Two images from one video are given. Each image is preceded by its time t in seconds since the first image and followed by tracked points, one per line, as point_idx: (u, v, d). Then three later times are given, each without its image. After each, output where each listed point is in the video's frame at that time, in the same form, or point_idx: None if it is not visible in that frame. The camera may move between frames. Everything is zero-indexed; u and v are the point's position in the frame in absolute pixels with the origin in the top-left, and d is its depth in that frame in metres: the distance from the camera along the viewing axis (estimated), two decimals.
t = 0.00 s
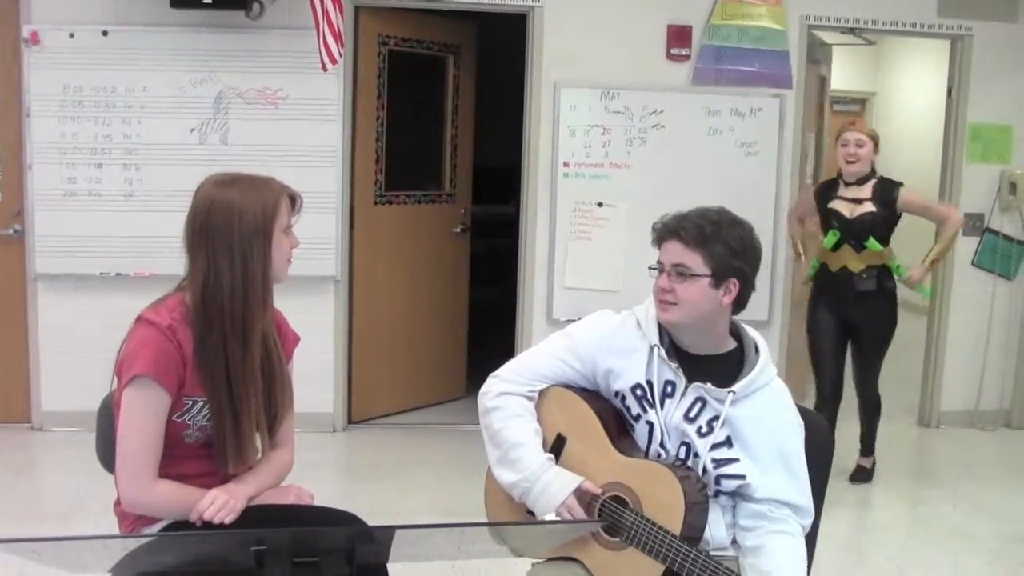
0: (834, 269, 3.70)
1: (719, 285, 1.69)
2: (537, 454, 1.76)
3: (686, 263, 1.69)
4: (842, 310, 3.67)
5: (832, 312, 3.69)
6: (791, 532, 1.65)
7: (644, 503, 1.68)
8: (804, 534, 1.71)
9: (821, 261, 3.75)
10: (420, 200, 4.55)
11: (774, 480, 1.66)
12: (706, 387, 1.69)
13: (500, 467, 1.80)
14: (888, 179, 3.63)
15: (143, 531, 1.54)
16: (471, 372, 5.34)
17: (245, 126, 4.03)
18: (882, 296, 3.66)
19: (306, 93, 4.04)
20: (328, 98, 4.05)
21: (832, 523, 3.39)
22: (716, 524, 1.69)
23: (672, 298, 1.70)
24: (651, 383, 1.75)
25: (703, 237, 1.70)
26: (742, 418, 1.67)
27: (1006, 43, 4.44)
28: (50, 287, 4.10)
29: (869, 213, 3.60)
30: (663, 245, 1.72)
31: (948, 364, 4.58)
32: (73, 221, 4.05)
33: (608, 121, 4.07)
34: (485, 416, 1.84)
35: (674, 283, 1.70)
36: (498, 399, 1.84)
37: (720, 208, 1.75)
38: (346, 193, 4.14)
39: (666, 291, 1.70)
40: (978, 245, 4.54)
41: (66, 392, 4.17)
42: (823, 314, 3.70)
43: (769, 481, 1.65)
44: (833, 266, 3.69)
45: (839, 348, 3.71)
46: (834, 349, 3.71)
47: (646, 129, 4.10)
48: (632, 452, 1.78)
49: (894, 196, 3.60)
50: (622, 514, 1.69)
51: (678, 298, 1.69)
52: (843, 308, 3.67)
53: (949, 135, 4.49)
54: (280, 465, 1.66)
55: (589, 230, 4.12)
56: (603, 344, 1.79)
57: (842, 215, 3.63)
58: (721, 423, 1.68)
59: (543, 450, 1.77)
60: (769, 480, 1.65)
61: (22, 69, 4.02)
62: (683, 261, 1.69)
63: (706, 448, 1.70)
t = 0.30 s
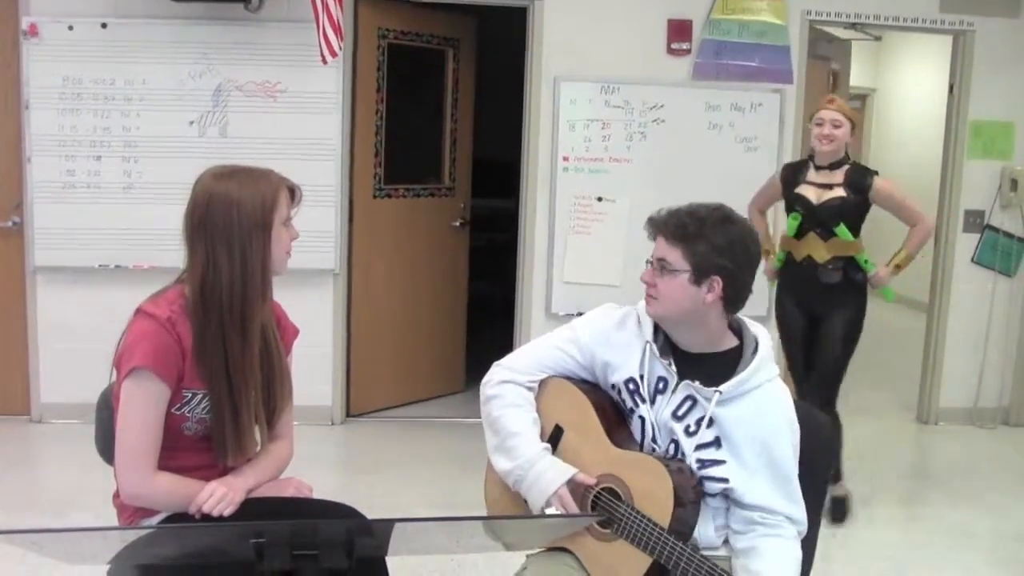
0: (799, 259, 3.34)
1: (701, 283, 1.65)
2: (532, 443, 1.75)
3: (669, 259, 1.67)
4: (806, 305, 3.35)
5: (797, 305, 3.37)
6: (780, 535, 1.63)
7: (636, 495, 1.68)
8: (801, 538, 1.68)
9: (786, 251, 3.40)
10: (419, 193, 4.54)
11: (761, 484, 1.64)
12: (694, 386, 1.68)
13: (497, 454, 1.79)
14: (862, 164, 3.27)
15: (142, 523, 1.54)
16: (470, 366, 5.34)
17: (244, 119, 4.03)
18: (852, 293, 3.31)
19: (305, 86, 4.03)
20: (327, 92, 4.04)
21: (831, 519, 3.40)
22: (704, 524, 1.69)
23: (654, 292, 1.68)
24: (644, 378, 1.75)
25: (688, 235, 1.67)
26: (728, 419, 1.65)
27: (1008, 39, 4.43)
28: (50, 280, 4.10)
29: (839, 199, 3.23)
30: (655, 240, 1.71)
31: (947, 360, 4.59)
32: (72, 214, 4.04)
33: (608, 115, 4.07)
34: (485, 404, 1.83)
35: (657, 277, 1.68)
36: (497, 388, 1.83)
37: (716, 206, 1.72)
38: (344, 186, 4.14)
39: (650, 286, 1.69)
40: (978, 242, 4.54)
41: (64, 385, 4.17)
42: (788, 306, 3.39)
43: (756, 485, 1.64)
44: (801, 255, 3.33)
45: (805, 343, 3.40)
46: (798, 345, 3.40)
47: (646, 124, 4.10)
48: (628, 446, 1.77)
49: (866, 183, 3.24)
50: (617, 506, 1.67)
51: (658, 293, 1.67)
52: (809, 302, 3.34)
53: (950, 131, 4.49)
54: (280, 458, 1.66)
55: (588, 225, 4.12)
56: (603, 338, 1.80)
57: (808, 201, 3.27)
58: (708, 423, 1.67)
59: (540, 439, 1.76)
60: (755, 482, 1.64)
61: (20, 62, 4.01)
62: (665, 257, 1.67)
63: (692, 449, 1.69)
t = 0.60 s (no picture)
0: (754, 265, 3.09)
1: (709, 278, 1.59)
2: (541, 420, 1.75)
3: (680, 251, 1.61)
4: (768, 306, 3.06)
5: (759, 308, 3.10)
6: (779, 533, 1.57)
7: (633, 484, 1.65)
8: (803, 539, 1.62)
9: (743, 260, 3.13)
10: (420, 180, 4.54)
11: (761, 484, 1.58)
12: (699, 379, 1.62)
13: (507, 428, 1.80)
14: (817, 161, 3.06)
15: (144, 510, 1.55)
16: (472, 352, 5.35)
17: (244, 106, 4.03)
18: (816, 291, 3.06)
19: (306, 73, 4.03)
20: (328, 79, 4.04)
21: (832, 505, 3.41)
22: (702, 518, 1.64)
23: (663, 283, 1.63)
24: (652, 367, 1.71)
25: (698, 227, 1.61)
26: (732, 414, 1.59)
27: (1009, 25, 4.42)
28: (51, 267, 4.10)
29: (794, 194, 3.00)
30: (669, 230, 1.65)
31: (948, 346, 4.59)
32: (73, 201, 4.05)
33: (608, 101, 4.07)
34: (500, 377, 1.85)
35: (667, 269, 1.63)
36: (511, 362, 1.85)
37: (734, 199, 1.64)
38: (345, 173, 4.14)
39: (661, 276, 1.64)
40: (980, 228, 4.54)
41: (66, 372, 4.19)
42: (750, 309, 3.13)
43: (756, 484, 1.58)
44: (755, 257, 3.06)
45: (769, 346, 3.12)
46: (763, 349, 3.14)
47: (647, 110, 4.09)
48: (633, 433, 1.74)
49: (822, 177, 3.03)
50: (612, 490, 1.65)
51: (667, 285, 1.62)
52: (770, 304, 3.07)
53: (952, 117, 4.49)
54: (282, 443, 1.67)
55: (589, 211, 4.12)
56: (617, 323, 1.78)
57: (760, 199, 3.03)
58: (712, 417, 1.62)
59: (547, 416, 1.76)
60: (756, 479, 1.58)
61: (20, 49, 4.02)
62: (677, 248, 1.62)
63: (695, 441, 1.63)
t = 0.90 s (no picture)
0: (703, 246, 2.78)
1: (721, 271, 1.58)
2: (551, 403, 1.75)
3: (694, 242, 1.60)
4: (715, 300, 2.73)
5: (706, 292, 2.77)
6: (774, 530, 1.53)
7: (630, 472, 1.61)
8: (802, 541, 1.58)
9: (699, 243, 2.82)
10: (426, 170, 4.54)
11: (759, 482, 1.55)
12: (705, 371, 1.60)
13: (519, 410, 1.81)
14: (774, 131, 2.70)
15: (152, 501, 1.55)
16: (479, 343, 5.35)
17: (251, 96, 4.03)
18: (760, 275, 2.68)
19: (312, 63, 4.03)
20: (334, 69, 4.03)
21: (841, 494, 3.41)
22: (699, 511, 1.62)
23: (676, 273, 1.62)
24: (660, 357, 1.72)
25: (713, 219, 1.59)
26: (733, 408, 1.56)
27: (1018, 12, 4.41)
28: (57, 259, 4.11)
29: (738, 168, 2.67)
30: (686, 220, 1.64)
31: (956, 335, 4.58)
32: (79, 193, 4.05)
33: (615, 90, 4.06)
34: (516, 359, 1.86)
35: (681, 259, 1.61)
36: (527, 345, 1.86)
37: (752, 193, 1.62)
38: (352, 164, 4.14)
39: (675, 265, 1.63)
40: (989, 216, 4.53)
41: (74, 363, 4.19)
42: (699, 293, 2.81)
43: (752, 480, 1.55)
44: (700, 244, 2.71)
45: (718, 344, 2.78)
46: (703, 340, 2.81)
47: (653, 99, 4.09)
48: (639, 424, 1.72)
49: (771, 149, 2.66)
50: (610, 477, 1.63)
51: (679, 275, 1.61)
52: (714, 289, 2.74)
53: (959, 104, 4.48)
54: (287, 429, 1.67)
55: (595, 200, 4.12)
56: (631, 312, 1.78)
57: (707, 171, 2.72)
58: (715, 411, 1.59)
59: (558, 399, 1.77)
60: (753, 474, 1.55)
61: (28, 41, 3.99)
62: (691, 239, 1.60)
63: (696, 434, 1.61)
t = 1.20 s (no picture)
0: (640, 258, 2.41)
1: (730, 261, 1.57)
2: (562, 393, 1.75)
3: (704, 232, 1.59)
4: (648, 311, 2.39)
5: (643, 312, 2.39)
6: (783, 521, 1.52)
7: (638, 464, 1.60)
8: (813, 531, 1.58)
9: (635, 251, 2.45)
10: (435, 163, 4.54)
11: (768, 472, 1.55)
12: (715, 362, 1.60)
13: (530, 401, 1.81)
14: (726, 134, 2.33)
15: (164, 497, 1.55)
16: (490, 335, 5.35)
17: (259, 92, 4.03)
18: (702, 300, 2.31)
19: (319, 58, 4.03)
20: (342, 63, 4.03)
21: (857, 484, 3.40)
22: (708, 502, 1.62)
23: (686, 263, 1.61)
24: (670, 347, 1.71)
25: (722, 210, 1.59)
26: (744, 398, 1.56)
27: None
28: (68, 256, 4.12)
29: (680, 172, 2.31)
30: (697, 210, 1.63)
31: (970, 322, 4.57)
32: (90, 189, 4.06)
33: (623, 81, 4.05)
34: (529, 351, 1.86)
35: (691, 249, 1.61)
36: (540, 336, 1.87)
37: (764, 183, 1.61)
38: (361, 158, 4.13)
39: (685, 255, 1.62)
40: (1002, 202, 4.51)
41: (86, 360, 4.20)
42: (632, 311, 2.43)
43: (762, 472, 1.55)
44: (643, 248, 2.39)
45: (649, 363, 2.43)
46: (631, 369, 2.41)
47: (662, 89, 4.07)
48: (650, 414, 1.70)
49: (718, 155, 2.29)
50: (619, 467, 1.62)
51: (689, 265, 1.60)
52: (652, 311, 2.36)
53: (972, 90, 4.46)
54: (296, 419, 1.67)
55: (605, 191, 4.11)
56: (641, 302, 1.78)
57: (646, 174, 2.36)
58: (725, 400, 1.59)
59: (569, 389, 1.77)
60: (762, 467, 1.55)
61: (36, 40, 4.01)
62: (701, 229, 1.60)
63: (705, 424, 1.60)
